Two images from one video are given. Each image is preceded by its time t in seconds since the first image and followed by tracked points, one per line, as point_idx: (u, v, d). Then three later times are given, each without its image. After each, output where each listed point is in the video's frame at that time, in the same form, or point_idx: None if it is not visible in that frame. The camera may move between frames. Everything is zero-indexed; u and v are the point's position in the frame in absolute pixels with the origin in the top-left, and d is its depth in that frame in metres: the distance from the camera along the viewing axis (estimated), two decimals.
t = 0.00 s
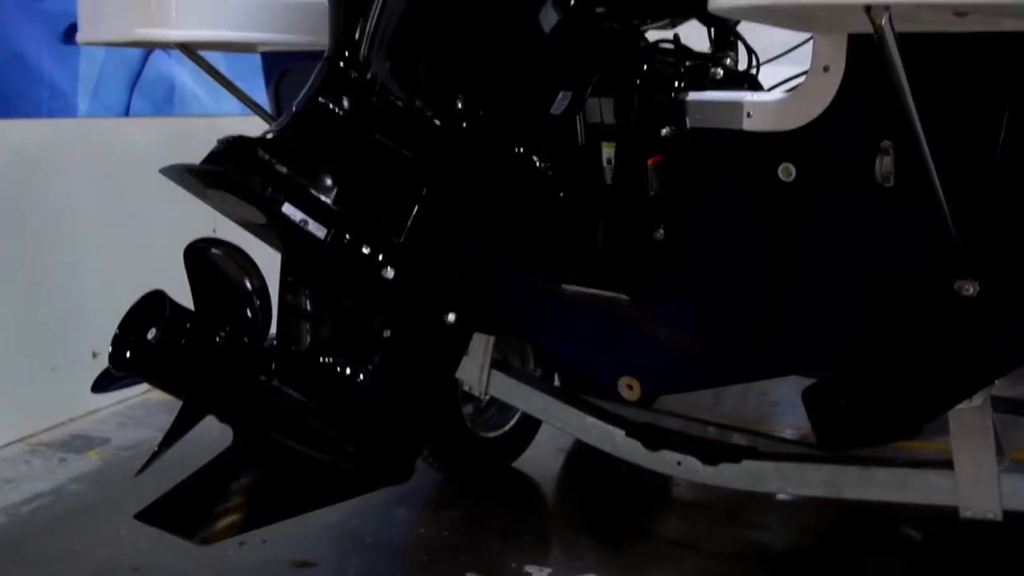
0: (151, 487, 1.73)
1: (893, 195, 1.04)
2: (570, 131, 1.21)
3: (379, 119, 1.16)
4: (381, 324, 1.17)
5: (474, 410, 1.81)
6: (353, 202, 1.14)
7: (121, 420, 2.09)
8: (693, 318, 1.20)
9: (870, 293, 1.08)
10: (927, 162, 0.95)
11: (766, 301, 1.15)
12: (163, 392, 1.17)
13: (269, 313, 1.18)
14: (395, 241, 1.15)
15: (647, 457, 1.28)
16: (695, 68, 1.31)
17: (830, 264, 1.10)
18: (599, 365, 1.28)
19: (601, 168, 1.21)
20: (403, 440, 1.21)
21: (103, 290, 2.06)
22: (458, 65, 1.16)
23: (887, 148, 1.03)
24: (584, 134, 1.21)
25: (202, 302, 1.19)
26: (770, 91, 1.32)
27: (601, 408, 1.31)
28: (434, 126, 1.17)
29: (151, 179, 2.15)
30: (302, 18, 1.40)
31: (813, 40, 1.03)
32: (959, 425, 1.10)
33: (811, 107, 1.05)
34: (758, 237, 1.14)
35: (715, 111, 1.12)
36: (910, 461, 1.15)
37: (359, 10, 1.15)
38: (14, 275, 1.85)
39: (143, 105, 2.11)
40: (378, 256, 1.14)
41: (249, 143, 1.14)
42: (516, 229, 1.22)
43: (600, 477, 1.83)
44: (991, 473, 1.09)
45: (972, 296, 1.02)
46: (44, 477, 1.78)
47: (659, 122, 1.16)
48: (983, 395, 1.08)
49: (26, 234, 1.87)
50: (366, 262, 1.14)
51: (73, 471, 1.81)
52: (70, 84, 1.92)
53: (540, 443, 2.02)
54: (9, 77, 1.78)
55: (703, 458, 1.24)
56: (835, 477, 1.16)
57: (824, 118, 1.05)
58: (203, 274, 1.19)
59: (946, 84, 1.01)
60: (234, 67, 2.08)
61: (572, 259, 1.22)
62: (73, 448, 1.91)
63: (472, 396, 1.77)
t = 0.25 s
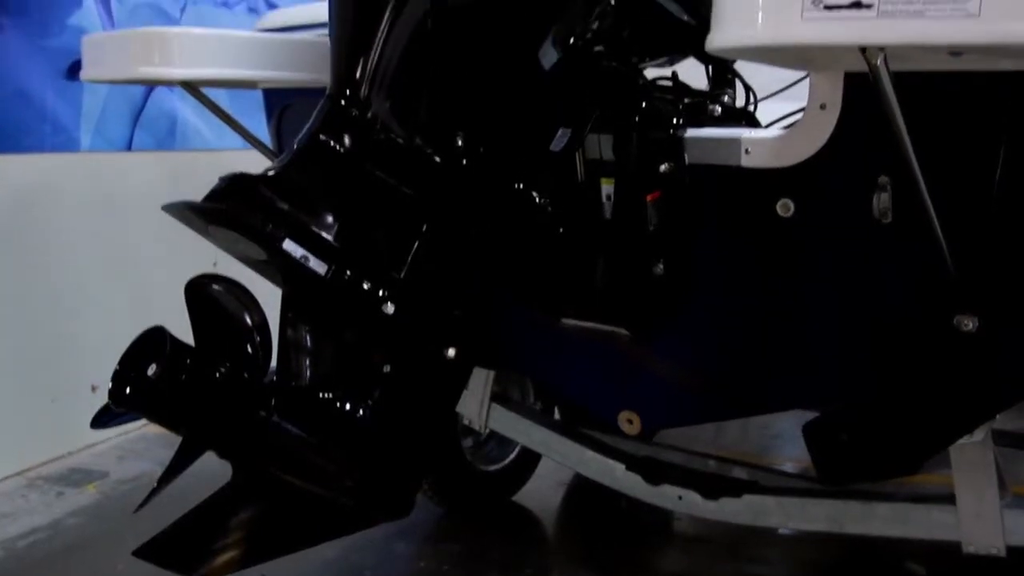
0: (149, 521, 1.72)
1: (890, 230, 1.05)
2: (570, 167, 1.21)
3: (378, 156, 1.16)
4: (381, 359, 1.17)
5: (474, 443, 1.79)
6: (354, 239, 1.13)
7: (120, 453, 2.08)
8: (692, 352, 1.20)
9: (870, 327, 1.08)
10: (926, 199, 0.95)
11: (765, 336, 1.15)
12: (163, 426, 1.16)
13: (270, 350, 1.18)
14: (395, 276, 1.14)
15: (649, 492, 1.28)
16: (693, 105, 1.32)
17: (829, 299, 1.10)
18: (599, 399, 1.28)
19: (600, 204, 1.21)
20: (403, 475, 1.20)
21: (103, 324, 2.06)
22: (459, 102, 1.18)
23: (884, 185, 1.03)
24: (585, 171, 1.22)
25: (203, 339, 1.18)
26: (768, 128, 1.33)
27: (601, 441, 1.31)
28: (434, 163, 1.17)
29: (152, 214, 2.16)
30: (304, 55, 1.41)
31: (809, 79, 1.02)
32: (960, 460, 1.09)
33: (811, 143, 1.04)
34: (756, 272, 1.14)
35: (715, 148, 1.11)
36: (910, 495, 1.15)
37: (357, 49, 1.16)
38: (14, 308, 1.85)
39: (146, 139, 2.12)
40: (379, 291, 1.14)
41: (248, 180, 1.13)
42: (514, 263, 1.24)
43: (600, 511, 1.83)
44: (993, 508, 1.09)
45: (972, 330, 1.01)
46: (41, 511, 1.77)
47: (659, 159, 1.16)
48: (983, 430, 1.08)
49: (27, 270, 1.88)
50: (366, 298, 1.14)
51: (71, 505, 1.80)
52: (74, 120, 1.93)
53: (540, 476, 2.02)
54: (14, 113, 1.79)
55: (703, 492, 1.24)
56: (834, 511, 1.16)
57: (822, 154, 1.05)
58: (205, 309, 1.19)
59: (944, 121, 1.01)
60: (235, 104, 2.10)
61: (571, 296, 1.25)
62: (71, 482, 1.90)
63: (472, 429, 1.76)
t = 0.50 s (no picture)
0: (147, 563, 1.70)
1: (890, 272, 1.05)
2: (570, 210, 1.23)
3: (379, 199, 1.15)
4: (381, 402, 1.18)
5: (474, 484, 1.78)
6: (356, 281, 1.13)
7: (117, 494, 2.07)
8: (692, 394, 1.20)
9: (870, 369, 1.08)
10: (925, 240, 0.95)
11: (765, 377, 1.15)
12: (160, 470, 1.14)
13: (269, 392, 1.18)
14: (395, 318, 1.14)
15: (649, 533, 1.27)
16: (691, 147, 1.33)
17: (828, 340, 1.10)
18: (598, 440, 1.28)
19: (600, 245, 1.23)
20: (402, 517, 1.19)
21: (101, 364, 2.06)
22: (459, 144, 1.17)
23: (882, 227, 1.03)
24: (584, 213, 1.24)
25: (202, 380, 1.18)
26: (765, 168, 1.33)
27: (601, 482, 1.30)
28: (434, 206, 1.17)
29: (151, 254, 2.17)
30: (303, 96, 1.42)
31: (805, 120, 1.04)
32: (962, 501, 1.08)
33: (802, 186, 1.06)
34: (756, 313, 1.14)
35: (714, 190, 1.14)
36: (913, 538, 1.14)
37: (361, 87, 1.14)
38: (13, 347, 1.85)
39: (148, 179, 2.14)
40: (378, 333, 1.13)
41: (249, 222, 1.13)
42: (513, 304, 1.25)
43: (601, 553, 1.81)
44: (997, 552, 1.07)
45: (972, 373, 0.99)
46: (38, 553, 1.76)
47: (658, 200, 1.16)
48: (984, 472, 1.06)
49: (27, 309, 1.88)
50: (366, 339, 1.13)
51: (68, 546, 1.79)
52: (76, 159, 1.95)
53: (540, 517, 2.01)
54: (15, 152, 1.80)
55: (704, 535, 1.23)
56: (837, 555, 1.15)
57: (820, 195, 1.06)
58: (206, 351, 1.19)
59: (941, 163, 1.02)
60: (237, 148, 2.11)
61: (571, 337, 1.25)
62: (69, 523, 1.89)
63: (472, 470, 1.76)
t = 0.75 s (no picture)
0: None
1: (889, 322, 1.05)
2: (569, 260, 1.24)
3: (379, 249, 1.16)
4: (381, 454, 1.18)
5: (473, 535, 1.76)
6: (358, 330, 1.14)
7: (113, 545, 2.05)
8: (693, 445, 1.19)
9: (870, 421, 1.08)
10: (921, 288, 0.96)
11: (766, 428, 1.15)
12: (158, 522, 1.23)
13: (269, 443, 1.25)
14: (395, 368, 1.15)
15: None
16: (690, 197, 1.34)
17: (829, 391, 1.10)
18: (598, 489, 1.27)
19: (600, 295, 1.23)
20: (399, 570, 1.18)
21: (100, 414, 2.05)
22: (458, 195, 1.17)
23: (880, 276, 1.04)
24: (584, 263, 1.24)
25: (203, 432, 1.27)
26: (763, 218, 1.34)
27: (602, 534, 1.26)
28: (434, 256, 1.18)
29: (153, 308, 2.18)
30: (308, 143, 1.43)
31: (804, 169, 1.05)
32: (966, 554, 1.07)
33: (798, 238, 1.07)
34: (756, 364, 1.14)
35: (713, 240, 1.13)
36: None
37: (363, 136, 1.15)
38: (16, 397, 1.85)
39: (151, 227, 2.16)
40: (379, 383, 1.14)
41: (252, 276, 1.16)
42: (510, 362, 1.22)
43: None
44: None
45: (972, 423, 1.01)
46: None
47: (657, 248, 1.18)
48: (989, 522, 1.06)
49: (30, 356, 1.88)
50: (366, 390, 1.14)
51: None
52: (79, 209, 1.97)
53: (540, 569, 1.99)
54: (19, 200, 1.82)
55: None
56: None
57: (819, 245, 1.07)
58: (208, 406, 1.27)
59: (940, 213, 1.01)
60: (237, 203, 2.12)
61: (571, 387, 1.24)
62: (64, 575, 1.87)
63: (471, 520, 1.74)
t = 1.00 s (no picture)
0: None
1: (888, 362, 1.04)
2: (568, 299, 1.23)
3: (379, 289, 1.18)
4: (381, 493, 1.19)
5: None
6: (358, 371, 1.16)
7: None
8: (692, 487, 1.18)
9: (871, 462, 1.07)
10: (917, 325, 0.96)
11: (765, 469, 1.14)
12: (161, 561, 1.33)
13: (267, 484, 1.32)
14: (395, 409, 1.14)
15: None
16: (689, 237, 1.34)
17: (829, 431, 1.09)
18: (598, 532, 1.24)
19: (601, 335, 1.22)
20: None
21: (99, 449, 2.05)
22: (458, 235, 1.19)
23: (880, 316, 1.03)
24: (584, 302, 1.22)
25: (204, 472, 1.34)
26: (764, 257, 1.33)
27: None
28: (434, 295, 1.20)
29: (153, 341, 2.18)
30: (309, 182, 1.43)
31: (801, 211, 1.06)
32: None
33: (800, 277, 1.08)
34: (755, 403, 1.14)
35: (711, 277, 1.14)
36: None
37: (365, 174, 1.15)
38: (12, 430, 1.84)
39: (150, 264, 2.17)
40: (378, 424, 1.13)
41: (252, 316, 1.16)
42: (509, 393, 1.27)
43: None
44: None
45: (973, 463, 1.00)
46: None
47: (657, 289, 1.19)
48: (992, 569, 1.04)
49: (27, 395, 1.88)
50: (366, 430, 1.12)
51: None
52: (82, 244, 1.99)
53: None
54: (19, 235, 1.85)
55: None
56: None
57: (818, 285, 1.07)
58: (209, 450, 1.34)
59: (938, 253, 1.01)
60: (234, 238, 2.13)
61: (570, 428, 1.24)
62: None
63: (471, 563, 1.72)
